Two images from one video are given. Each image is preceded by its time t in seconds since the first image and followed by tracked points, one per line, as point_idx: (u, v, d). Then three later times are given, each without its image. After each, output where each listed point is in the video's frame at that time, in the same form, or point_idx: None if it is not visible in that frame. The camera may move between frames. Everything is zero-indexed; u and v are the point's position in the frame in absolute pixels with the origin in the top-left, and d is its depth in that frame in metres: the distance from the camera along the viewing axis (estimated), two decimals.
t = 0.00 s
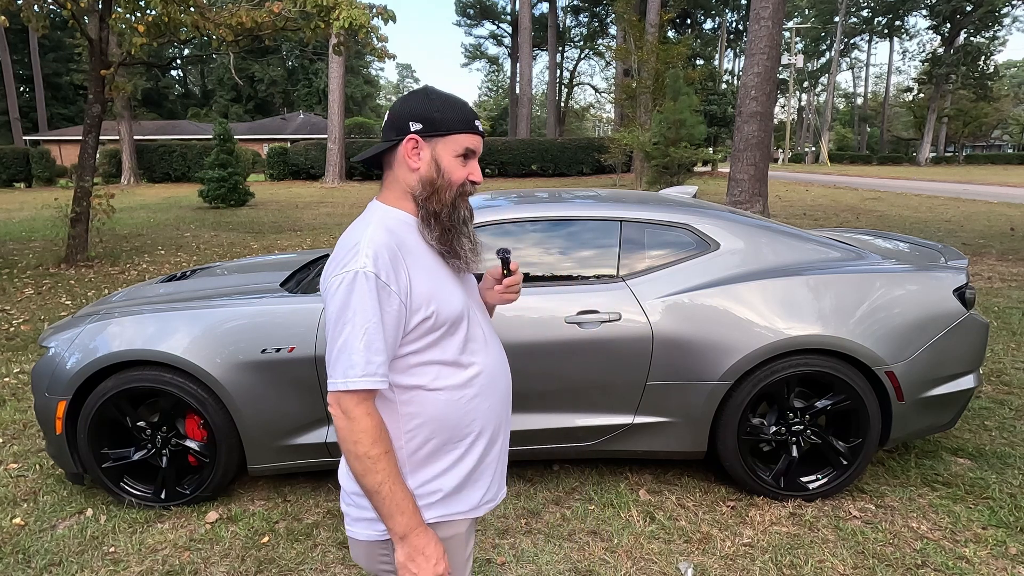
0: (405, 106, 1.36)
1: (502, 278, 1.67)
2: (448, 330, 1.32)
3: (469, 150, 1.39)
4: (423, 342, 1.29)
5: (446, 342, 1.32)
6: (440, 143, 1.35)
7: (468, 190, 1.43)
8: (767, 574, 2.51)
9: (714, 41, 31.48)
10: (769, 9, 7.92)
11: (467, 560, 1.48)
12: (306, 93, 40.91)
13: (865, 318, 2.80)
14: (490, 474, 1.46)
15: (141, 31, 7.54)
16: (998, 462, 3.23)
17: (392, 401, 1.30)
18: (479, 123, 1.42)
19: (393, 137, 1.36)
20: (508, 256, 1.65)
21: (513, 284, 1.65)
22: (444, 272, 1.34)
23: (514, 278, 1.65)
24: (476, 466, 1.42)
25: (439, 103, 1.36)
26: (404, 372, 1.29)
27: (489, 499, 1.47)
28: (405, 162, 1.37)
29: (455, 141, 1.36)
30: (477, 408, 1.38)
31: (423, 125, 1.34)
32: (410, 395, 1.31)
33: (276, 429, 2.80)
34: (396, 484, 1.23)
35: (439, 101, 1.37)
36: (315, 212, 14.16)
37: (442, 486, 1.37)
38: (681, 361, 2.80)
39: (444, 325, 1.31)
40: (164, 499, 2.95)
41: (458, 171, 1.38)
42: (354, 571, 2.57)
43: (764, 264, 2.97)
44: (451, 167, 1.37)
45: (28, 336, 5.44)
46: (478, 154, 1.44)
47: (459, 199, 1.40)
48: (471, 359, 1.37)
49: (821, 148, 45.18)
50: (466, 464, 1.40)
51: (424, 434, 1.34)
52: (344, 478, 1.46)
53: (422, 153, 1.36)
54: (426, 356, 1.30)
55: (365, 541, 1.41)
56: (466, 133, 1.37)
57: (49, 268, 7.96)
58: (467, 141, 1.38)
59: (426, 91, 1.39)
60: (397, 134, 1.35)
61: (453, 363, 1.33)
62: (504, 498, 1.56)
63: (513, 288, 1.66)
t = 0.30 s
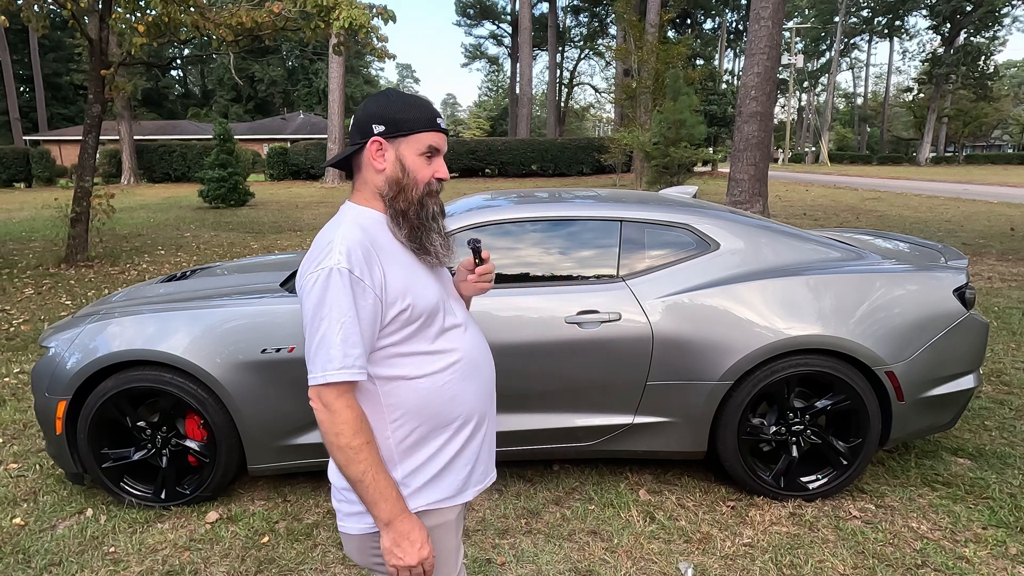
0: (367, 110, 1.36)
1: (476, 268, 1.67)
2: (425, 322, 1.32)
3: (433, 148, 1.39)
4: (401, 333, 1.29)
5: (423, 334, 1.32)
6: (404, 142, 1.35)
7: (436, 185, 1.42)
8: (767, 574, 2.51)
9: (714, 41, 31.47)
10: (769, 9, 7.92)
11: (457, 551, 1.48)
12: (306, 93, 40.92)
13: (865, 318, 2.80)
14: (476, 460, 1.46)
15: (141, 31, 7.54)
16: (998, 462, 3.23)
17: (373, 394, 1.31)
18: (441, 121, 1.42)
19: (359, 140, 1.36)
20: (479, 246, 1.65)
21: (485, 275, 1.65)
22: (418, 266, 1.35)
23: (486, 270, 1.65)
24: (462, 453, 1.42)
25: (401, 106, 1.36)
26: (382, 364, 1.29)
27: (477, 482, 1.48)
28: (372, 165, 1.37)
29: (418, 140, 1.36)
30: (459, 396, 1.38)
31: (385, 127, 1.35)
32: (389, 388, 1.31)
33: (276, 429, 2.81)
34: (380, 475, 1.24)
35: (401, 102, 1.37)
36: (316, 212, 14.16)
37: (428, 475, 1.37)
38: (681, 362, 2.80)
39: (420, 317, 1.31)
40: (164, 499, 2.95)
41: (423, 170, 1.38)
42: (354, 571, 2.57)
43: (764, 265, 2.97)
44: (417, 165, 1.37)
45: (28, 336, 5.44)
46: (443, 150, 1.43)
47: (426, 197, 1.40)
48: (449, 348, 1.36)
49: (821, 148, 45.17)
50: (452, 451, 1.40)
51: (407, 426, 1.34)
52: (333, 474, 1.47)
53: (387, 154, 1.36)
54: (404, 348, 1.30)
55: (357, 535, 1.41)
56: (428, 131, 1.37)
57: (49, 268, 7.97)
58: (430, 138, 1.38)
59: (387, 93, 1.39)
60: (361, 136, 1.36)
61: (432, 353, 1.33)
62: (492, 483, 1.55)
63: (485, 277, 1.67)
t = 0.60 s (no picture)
0: (355, 110, 1.37)
1: (467, 266, 1.67)
2: (414, 317, 1.31)
3: (420, 146, 1.39)
4: (390, 328, 1.29)
5: (413, 328, 1.31)
6: (393, 141, 1.36)
7: (424, 183, 1.43)
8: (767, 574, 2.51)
9: (714, 41, 31.47)
10: (769, 9, 7.92)
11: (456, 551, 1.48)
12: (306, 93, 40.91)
13: (865, 318, 2.81)
14: (470, 457, 1.46)
15: (141, 31, 7.55)
16: (998, 462, 3.23)
17: (364, 389, 1.30)
18: (430, 118, 1.43)
19: (347, 139, 1.36)
20: (470, 244, 1.64)
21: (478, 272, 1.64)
22: (407, 261, 1.34)
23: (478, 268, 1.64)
24: (456, 450, 1.42)
25: (389, 105, 1.37)
26: (372, 359, 1.29)
27: (474, 478, 1.48)
28: (361, 163, 1.37)
29: (406, 138, 1.37)
30: (450, 391, 1.38)
31: (374, 126, 1.35)
32: (380, 382, 1.30)
33: (276, 429, 2.80)
34: (372, 467, 1.22)
35: (389, 102, 1.37)
36: (316, 212, 14.16)
37: (423, 472, 1.37)
38: (681, 362, 2.80)
39: (409, 311, 1.30)
40: (164, 499, 2.95)
41: (412, 167, 1.39)
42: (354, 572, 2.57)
43: (764, 264, 2.97)
44: (406, 163, 1.38)
45: (29, 336, 5.44)
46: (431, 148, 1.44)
47: (416, 194, 1.40)
48: (438, 341, 1.36)
49: (821, 148, 45.18)
50: (445, 447, 1.39)
51: (398, 422, 1.33)
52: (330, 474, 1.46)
53: (376, 152, 1.36)
54: (393, 343, 1.30)
55: (358, 533, 1.40)
56: (415, 129, 1.37)
57: (49, 268, 7.96)
58: (418, 137, 1.38)
59: (375, 94, 1.39)
60: (349, 136, 1.36)
61: (421, 347, 1.33)
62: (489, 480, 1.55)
63: (477, 274, 1.65)
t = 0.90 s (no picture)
0: (338, 109, 1.36)
1: (464, 265, 1.62)
2: (415, 317, 1.30)
3: (410, 141, 1.39)
4: (391, 331, 1.28)
5: (414, 329, 1.31)
6: (379, 138, 1.36)
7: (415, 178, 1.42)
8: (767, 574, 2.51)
9: (714, 41, 31.47)
10: (769, 9, 7.92)
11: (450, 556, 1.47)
12: (306, 92, 40.91)
13: (865, 318, 2.80)
14: (475, 458, 1.45)
15: (141, 31, 7.55)
16: (999, 462, 3.23)
17: (371, 393, 1.31)
18: (416, 111, 1.42)
19: (333, 140, 1.37)
20: (467, 242, 1.61)
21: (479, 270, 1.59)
22: (406, 260, 1.34)
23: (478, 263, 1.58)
24: (462, 451, 1.41)
25: (372, 101, 1.36)
26: (376, 363, 1.29)
27: (481, 476, 1.48)
28: (348, 165, 1.38)
29: (394, 134, 1.36)
30: (455, 392, 1.37)
31: (358, 125, 1.35)
32: (383, 384, 1.30)
33: (276, 429, 2.80)
34: (405, 464, 1.22)
35: (372, 97, 1.37)
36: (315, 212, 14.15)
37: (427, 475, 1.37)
38: (680, 362, 2.80)
39: (411, 312, 1.30)
40: (164, 499, 2.95)
41: (401, 164, 1.39)
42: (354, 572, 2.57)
43: (764, 264, 2.97)
44: (394, 159, 1.38)
45: (28, 336, 5.44)
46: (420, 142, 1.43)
47: (407, 190, 1.40)
48: (443, 341, 1.36)
49: (821, 148, 45.17)
50: (451, 448, 1.39)
51: (405, 425, 1.33)
52: (331, 475, 1.47)
53: (361, 152, 1.36)
54: (396, 345, 1.30)
55: (353, 535, 1.40)
56: (402, 124, 1.37)
57: (49, 268, 7.96)
58: (405, 133, 1.38)
59: (358, 89, 1.39)
60: (335, 136, 1.36)
61: (425, 348, 1.33)
62: (497, 482, 1.54)
63: (476, 273, 1.59)
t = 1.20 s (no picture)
0: (334, 109, 1.36)
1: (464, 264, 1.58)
2: (412, 321, 1.30)
3: (407, 139, 1.38)
4: (388, 335, 1.29)
5: (411, 332, 1.31)
6: (376, 137, 1.35)
7: (415, 176, 1.41)
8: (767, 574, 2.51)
9: (714, 41, 31.46)
10: (769, 9, 7.92)
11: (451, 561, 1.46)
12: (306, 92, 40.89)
13: (865, 318, 2.81)
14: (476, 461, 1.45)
15: (141, 31, 7.54)
16: (998, 462, 3.23)
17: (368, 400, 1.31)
18: (413, 108, 1.41)
19: (330, 142, 1.36)
20: (467, 242, 1.57)
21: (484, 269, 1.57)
22: (403, 263, 1.33)
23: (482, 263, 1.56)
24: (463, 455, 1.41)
25: (369, 100, 1.35)
26: (373, 368, 1.29)
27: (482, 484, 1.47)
28: (346, 168, 1.37)
29: (390, 133, 1.35)
30: (453, 396, 1.37)
31: (355, 126, 1.34)
32: (381, 391, 1.31)
33: (276, 428, 2.80)
34: (411, 440, 1.24)
35: (368, 96, 1.36)
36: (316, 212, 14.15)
37: (425, 480, 1.37)
38: (680, 362, 2.80)
39: (408, 315, 1.30)
40: (164, 499, 2.95)
41: (400, 163, 1.38)
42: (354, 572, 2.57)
43: (764, 265, 2.97)
44: (392, 159, 1.37)
45: (28, 336, 5.44)
46: (418, 140, 1.42)
47: (408, 190, 1.39)
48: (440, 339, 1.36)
49: (821, 148, 45.16)
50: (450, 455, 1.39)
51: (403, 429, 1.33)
52: (333, 477, 1.47)
53: (359, 154, 1.36)
54: (393, 349, 1.30)
55: (351, 538, 1.40)
56: (398, 122, 1.36)
57: (49, 268, 7.96)
58: (402, 130, 1.37)
59: (355, 89, 1.38)
60: (332, 138, 1.36)
61: (420, 350, 1.32)
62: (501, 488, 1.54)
63: (478, 274, 1.55)
